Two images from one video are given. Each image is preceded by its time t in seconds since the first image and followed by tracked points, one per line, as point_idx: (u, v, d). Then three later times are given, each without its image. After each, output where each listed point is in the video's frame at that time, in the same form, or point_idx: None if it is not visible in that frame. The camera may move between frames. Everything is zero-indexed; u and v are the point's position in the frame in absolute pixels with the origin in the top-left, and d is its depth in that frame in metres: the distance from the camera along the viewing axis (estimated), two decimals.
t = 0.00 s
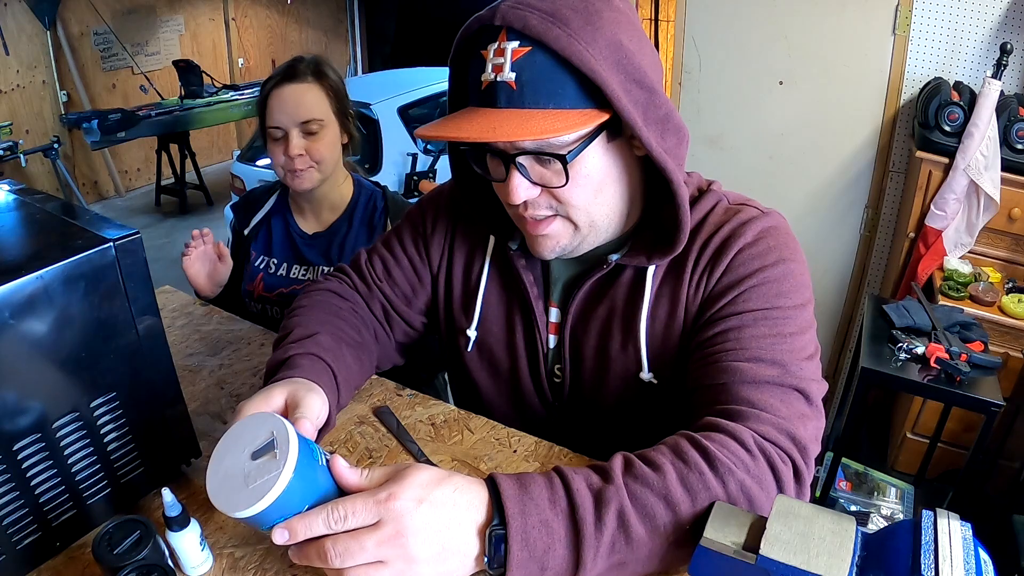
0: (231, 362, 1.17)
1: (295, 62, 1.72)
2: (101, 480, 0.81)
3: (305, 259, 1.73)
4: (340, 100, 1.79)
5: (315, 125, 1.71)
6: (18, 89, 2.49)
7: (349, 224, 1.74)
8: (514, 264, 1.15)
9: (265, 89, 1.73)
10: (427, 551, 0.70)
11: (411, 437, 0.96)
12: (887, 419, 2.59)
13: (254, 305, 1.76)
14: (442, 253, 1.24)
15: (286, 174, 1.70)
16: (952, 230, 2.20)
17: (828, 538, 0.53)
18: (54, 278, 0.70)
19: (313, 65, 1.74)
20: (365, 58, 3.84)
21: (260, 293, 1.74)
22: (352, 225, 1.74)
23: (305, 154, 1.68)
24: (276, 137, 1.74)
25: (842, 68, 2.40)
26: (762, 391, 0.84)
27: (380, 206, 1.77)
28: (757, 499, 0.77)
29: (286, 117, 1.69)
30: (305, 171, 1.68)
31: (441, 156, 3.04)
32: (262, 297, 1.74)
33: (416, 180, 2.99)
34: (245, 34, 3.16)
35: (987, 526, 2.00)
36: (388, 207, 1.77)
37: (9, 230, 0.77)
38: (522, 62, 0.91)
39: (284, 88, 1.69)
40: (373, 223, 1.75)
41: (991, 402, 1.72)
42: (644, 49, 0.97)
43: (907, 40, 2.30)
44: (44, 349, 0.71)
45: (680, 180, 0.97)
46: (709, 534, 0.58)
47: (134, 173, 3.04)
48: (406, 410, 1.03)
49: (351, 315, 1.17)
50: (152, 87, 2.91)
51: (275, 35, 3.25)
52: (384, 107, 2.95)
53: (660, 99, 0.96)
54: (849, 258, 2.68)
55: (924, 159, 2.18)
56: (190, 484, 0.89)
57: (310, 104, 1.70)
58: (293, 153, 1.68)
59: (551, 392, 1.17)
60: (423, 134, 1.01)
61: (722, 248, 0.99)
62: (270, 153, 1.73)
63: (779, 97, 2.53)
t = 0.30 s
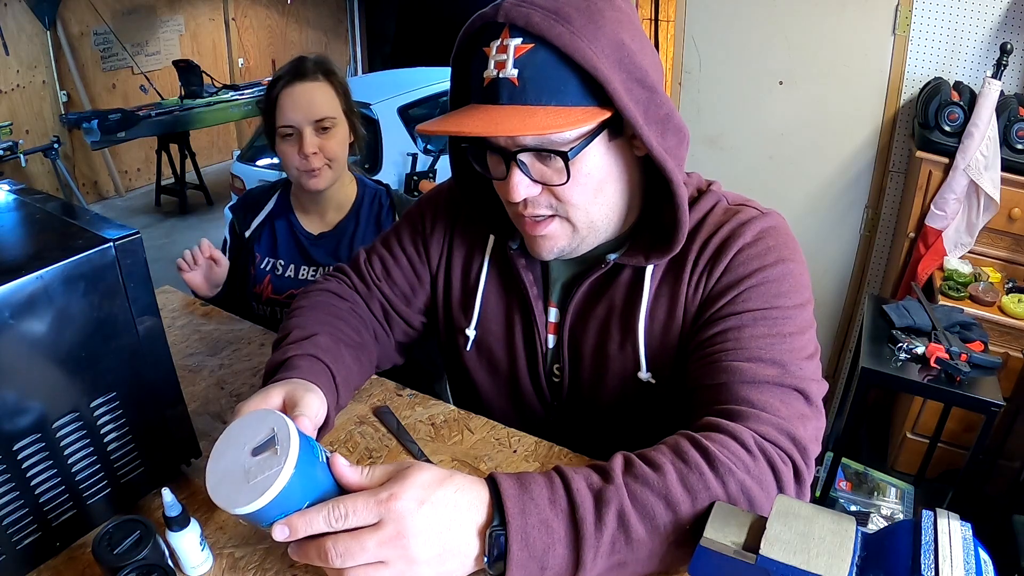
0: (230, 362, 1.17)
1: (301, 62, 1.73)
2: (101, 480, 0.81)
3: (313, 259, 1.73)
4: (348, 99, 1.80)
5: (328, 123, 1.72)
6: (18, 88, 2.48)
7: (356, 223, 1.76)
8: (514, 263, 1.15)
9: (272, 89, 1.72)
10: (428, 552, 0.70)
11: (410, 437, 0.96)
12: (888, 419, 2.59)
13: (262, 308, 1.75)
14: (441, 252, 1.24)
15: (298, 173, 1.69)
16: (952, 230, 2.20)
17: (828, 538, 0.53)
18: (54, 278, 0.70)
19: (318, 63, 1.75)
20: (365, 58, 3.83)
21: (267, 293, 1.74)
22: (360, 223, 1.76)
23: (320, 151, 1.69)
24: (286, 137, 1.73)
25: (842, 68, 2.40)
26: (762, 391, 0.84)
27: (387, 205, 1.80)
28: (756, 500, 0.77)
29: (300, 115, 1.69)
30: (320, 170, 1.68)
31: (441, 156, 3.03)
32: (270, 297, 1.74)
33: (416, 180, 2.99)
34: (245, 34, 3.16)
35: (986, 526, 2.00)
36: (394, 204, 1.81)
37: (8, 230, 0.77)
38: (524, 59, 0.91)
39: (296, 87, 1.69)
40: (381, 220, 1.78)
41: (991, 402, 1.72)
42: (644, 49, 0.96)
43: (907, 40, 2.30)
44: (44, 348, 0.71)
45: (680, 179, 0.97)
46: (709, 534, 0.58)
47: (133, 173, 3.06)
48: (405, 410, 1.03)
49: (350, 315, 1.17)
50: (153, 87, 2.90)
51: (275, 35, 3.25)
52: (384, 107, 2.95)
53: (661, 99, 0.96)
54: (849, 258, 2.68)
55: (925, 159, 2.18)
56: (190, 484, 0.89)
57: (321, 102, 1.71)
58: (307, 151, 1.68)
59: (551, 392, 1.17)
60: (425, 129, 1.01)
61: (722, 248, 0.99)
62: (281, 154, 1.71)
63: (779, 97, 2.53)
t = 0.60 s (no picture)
0: (230, 362, 1.17)
1: (309, 61, 1.72)
2: (101, 480, 0.81)
3: (324, 259, 1.73)
4: (357, 100, 1.80)
5: (340, 122, 1.73)
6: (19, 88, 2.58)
7: (366, 224, 1.77)
8: (515, 260, 1.15)
9: (280, 86, 1.71)
10: (426, 519, 0.70)
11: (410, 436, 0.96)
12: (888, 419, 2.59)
13: (272, 311, 1.75)
14: (439, 250, 1.24)
15: (308, 173, 1.68)
16: (952, 230, 2.20)
17: (828, 538, 0.53)
18: (54, 278, 0.70)
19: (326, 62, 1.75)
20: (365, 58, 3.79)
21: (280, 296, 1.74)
22: (370, 224, 1.77)
23: (332, 151, 1.69)
24: (295, 137, 1.72)
25: (842, 68, 2.40)
26: (764, 391, 0.84)
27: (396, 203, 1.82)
28: (752, 496, 0.77)
29: (312, 114, 1.69)
30: (332, 171, 1.69)
31: (441, 156, 3.02)
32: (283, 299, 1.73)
33: (416, 180, 2.98)
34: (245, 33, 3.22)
35: (986, 526, 2.00)
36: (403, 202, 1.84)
37: (8, 230, 0.77)
38: (539, 42, 0.91)
39: (307, 85, 1.68)
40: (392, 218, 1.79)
41: (991, 402, 1.72)
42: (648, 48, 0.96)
43: (907, 40, 2.30)
44: (44, 348, 0.71)
45: (682, 174, 0.97)
46: (709, 534, 0.58)
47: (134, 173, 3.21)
48: (406, 409, 1.03)
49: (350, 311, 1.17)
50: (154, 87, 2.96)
51: (275, 35, 3.33)
52: (384, 107, 2.95)
53: (668, 92, 0.96)
54: (849, 257, 2.68)
55: (924, 159, 2.18)
56: (190, 484, 0.88)
57: (331, 101, 1.71)
58: (319, 150, 1.67)
59: (551, 391, 1.17)
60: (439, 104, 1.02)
61: (723, 248, 0.99)
62: (291, 153, 1.70)
63: (779, 97, 2.53)
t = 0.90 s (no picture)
0: (229, 361, 1.17)
1: (327, 71, 1.70)
2: (101, 480, 0.81)
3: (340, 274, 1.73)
4: (372, 112, 1.79)
5: (357, 136, 1.71)
6: (19, 88, 2.63)
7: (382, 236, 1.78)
8: (521, 257, 1.16)
9: (297, 97, 1.68)
10: (424, 500, 0.71)
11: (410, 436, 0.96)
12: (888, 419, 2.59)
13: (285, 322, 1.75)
14: (440, 247, 1.25)
15: (325, 187, 1.67)
16: (952, 230, 2.20)
17: (828, 538, 0.53)
18: (54, 278, 0.70)
19: (343, 73, 1.74)
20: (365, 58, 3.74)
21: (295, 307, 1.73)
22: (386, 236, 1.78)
23: (350, 166, 1.68)
24: (311, 150, 1.69)
25: (842, 68, 2.40)
26: (769, 390, 0.84)
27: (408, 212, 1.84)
28: (758, 495, 0.76)
29: (331, 127, 1.67)
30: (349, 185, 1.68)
31: (441, 156, 3.02)
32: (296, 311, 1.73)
33: (416, 179, 2.94)
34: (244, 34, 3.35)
35: (986, 526, 2.00)
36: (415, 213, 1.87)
37: (8, 230, 0.77)
38: (590, 5, 0.94)
39: (328, 97, 1.66)
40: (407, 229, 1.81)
41: (990, 401, 1.72)
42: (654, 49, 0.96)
43: (907, 40, 2.30)
44: (44, 349, 0.71)
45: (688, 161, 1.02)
46: (709, 534, 0.58)
47: (134, 173, 3.33)
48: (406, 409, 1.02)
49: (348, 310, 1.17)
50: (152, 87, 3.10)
51: (275, 35, 3.47)
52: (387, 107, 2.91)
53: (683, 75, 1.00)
54: (849, 257, 2.68)
55: (924, 159, 2.18)
56: (190, 483, 0.88)
57: (350, 114, 1.69)
58: (337, 164, 1.66)
59: (553, 389, 1.17)
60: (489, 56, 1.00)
61: (725, 249, 0.99)
62: (307, 166, 1.67)
63: (779, 97, 2.53)
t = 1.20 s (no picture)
0: (229, 362, 1.17)
1: (336, 72, 1.69)
2: (101, 480, 0.81)
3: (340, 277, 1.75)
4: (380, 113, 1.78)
5: (365, 139, 1.70)
6: (18, 88, 2.70)
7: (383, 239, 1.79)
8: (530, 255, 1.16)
9: (306, 97, 1.66)
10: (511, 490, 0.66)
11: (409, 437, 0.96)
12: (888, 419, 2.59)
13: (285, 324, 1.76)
14: (441, 250, 1.25)
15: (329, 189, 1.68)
16: (952, 230, 2.20)
17: (828, 538, 0.53)
18: (54, 278, 0.70)
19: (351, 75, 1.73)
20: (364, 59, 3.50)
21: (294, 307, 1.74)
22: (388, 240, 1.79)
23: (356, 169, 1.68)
24: (320, 152, 1.68)
25: (842, 68, 2.40)
26: (801, 380, 0.87)
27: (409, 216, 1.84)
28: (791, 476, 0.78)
29: (340, 130, 1.65)
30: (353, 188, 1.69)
31: (440, 156, 3.01)
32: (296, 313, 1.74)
33: (416, 179, 2.91)
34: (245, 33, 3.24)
35: (986, 526, 2.00)
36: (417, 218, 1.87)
37: (8, 230, 0.77)
38: None
39: (338, 99, 1.64)
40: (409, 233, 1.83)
41: (990, 402, 1.72)
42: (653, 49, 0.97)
43: (907, 40, 2.30)
44: (44, 349, 0.71)
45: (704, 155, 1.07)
46: (709, 534, 0.58)
47: (134, 173, 3.33)
48: (406, 410, 1.02)
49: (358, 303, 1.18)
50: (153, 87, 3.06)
51: (275, 36, 3.29)
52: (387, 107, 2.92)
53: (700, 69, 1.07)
54: (849, 258, 2.68)
55: (924, 159, 2.18)
56: (190, 483, 0.88)
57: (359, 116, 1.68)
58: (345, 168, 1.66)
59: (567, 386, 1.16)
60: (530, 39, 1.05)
61: (748, 243, 1.02)
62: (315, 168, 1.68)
63: (780, 97, 2.53)
